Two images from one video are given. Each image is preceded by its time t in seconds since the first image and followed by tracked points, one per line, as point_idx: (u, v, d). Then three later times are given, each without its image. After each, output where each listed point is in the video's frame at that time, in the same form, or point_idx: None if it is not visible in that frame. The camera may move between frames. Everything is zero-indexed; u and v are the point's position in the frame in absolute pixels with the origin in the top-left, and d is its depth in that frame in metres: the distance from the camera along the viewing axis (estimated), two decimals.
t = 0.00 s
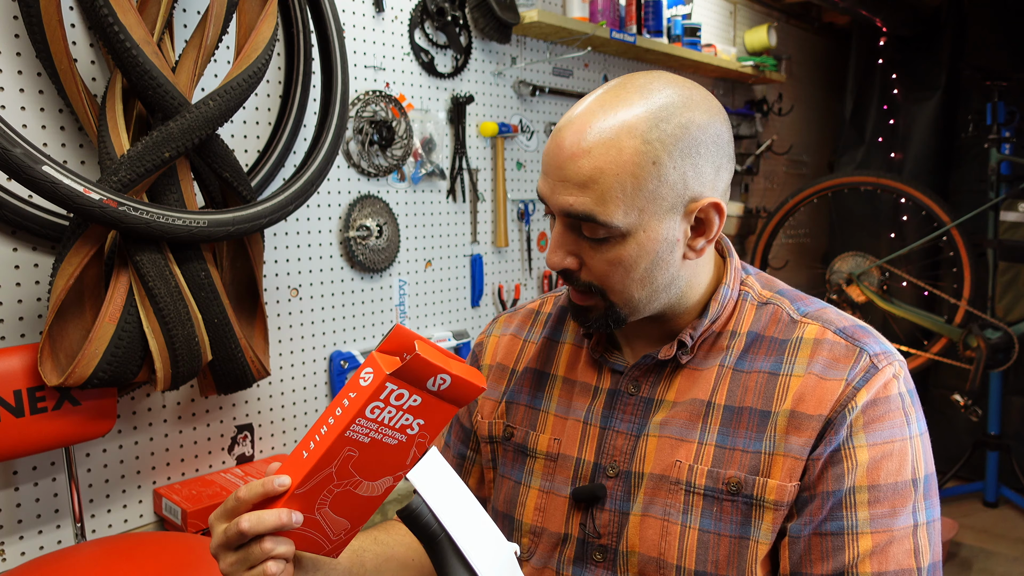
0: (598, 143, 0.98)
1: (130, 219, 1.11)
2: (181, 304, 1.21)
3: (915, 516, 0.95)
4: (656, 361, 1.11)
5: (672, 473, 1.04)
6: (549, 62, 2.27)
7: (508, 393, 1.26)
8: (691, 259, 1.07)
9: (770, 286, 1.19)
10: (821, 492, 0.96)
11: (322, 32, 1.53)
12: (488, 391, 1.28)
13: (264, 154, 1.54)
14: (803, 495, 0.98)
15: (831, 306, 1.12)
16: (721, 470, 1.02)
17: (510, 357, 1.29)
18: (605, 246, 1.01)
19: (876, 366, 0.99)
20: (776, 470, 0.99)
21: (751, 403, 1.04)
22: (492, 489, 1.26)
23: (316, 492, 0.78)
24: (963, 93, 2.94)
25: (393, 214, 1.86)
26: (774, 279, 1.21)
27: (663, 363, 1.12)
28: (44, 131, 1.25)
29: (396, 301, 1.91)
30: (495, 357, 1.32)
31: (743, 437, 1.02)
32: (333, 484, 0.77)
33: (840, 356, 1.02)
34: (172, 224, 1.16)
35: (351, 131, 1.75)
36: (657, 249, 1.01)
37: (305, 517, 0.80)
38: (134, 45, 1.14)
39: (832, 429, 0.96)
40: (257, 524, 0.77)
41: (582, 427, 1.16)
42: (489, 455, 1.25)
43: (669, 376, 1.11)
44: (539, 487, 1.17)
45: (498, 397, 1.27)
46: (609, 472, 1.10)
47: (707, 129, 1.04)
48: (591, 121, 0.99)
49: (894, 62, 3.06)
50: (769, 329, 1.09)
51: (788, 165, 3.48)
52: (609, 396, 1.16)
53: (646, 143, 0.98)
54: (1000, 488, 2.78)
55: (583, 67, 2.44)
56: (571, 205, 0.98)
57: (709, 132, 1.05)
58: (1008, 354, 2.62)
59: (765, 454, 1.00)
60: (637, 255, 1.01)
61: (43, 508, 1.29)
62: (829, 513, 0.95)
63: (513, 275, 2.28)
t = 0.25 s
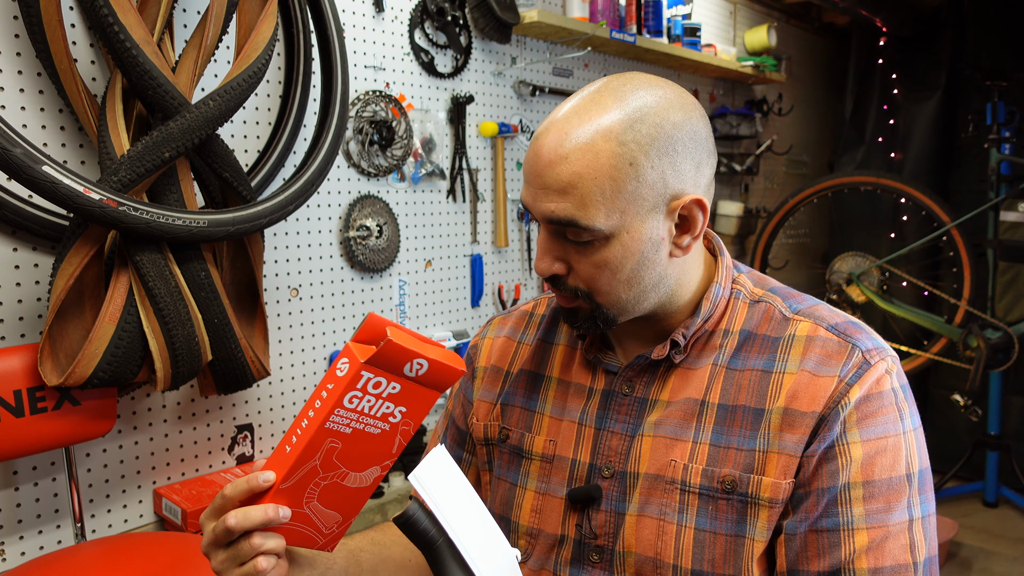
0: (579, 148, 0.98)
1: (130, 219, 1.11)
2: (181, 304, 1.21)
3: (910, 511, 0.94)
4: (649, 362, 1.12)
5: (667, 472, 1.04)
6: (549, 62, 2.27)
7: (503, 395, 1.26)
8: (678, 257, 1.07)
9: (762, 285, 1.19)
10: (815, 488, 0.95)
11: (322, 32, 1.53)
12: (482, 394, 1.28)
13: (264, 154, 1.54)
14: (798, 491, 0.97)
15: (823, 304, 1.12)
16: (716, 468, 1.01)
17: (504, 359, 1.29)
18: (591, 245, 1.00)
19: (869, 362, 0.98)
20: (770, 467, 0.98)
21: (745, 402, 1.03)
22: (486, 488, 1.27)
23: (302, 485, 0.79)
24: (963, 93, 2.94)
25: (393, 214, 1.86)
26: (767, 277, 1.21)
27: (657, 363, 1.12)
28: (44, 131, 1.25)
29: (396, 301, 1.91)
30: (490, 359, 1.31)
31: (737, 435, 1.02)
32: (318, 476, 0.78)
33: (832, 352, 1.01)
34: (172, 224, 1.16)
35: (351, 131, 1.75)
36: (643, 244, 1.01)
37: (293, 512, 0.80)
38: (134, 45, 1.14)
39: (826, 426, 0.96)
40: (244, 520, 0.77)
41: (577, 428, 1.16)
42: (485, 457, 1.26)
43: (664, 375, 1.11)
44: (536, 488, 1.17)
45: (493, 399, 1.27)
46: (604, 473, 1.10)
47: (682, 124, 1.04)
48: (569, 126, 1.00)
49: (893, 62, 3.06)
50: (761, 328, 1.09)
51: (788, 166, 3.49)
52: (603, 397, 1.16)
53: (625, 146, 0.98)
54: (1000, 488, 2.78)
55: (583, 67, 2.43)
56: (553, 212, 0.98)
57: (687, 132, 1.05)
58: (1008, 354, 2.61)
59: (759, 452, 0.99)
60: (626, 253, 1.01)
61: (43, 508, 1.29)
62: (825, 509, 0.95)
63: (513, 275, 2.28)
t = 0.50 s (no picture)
0: (576, 139, 0.98)
1: (130, 219, 1.11)
2: (181, 304, 1.21)
3: (918, 507, 0.95)
4: (651, 359, 1.11)
5: (673, 472, 1.04)
6: (550, 62, 2.27)
7: (506, 392, 1.26)
8: (674, 248, 1.07)
9: (764, 283, 1.19)
10: (824, 486, 0.95)
11: (322, 32, 1.53)
12: (483, 393, 1.28)
13: (264, 154, 1.54)
14: (806, 489, 0.97)
15: (825, 301, 1.12)
16: (722, 467, 1.01)
17: (504, 357, 1.30)
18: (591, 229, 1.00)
19: (873, 358, 0.99)
20: (777, 465, 0.98)
21: (751, 400, 1.03)
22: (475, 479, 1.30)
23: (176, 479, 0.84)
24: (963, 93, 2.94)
25: (393, 214, 1.87)
26: (768, 276, 1.21)
27: (659, 361, 1.12)
28: (44, 131, 1.25)
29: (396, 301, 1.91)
30: (488, 357, 1.32)
31: (744, 433, 1.02)
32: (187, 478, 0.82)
33: (836, 349, 1.01)
34: (172, 224, 1.16)
35: (351, 131, 1.75)
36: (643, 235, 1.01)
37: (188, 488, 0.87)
38: (134, 45, 1.14)
39: (833, 423, 0.96)
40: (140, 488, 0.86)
41: (580, 428, 1.16)
42: (489, 455, 1.25)
43: (666, 373, 1.11)
44: (538, 488, 1.17)
45: (495, 397, 1.27)
46: (608, 473, 1.10)
47: (679, 116, 1.04)
48: (565, 117, 1.00)
49: (893, 62, 3.07)
50: (764, 325, 1.09)
51: (788, 166, 3.49)
52: (605, 396, 1.16)
53: (620, 136, 0.98)
54: (1000, 488, 2.78)
55: (583, 67, 2.43)
56: (549, 198, 0.99)
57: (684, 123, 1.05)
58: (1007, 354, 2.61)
59: (766, 450, 0.99)
60: (625, 244, 1.00)
61: (43, 508, 1.30)
62: (834, 507, 0.95)
63: (514, 275, 2.28)
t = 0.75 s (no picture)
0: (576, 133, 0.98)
1: (130, 219, 1.11)
2: (181, 304, 1.21)
3: (916, 508, 0.94)
4: (645, 358, 1.12)
5: (666, 470, 1.04)
6: (550, 62, 2.27)
7: (504, 386, 1.27)
8: (673, 244, 1.07)
9: (761, 283, 1.18)
10: (821, 489, 0.95)
11: (322, 32, 1.53)
12: (483, 386, 1.29)
13: (264, 154, 1.54)
14: (802, 493, 0.97)
15: (823, 302, 1.11)
16: (714, 466, 1.01)
17: (504, 352, 1.31)
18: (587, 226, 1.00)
19: (868, 360, 0.98)
20: (769, 465, 0.98)
21: (745, 400, 1.03)
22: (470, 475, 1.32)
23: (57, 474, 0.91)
24: (963, 93, 2.93)
25: (393, 214, 1.87)
26: (766, 277, 1.20)
27: (653, 359, 1.12)
28: (44, 131, 1.25)
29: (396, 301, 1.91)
30: (488, 352, 1.33)
31: (736, 434, 1.02)
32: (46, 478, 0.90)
33: (831, 351, 1.01)
34: (172, 224, 1.16)
35: (351, 131, 1.75)
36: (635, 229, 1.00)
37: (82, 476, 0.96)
38: (134, 45, 1.14)
39: (829, 425, 0.95)
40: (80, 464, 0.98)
41: (575, 424, 1.16)
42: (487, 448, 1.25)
43: (660, 371, 1.11)
44: (533, 482, 1.17)
45: (494, 390, 1.27)
46: (600, 468, 1.10)
47: (676, 112, 1.04)
48: (565, 113, 1.00)
49: (893, 62, 3.06)
50: (760, 326, 1.09)
51: (787, 166, 3.49)
52: (600, 393, 1.16)
53: (620, 130, 0.98)
54: (1000, 488, 2.78)
55: (583, 67, 2.43)
56: (549, 190, 0.99)
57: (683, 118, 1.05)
58: (1007, 353, 2.61)
59: (758, 450, 0.99)
60: (622, 238, 1.00)
61: (42, 508, 1.30)
62: (832, 510, 0.94)
63: (513, 275, 2.28)
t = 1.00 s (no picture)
0: (589, 126, 0.98)
1: (130, 219, 1.11)
2: (181, 304, 1.21)
3: (908, 489, 0.96)
4: (639, 353, 1.12)
5: (663, 461, 1.04)
6: (550, 62, 2.27)
7: (500, 390, 1.26)
8: (686, 226, 1.09)
9: (749, 278, 1.19)
10: (816, 472, 0.95)
11: (322, 32, 1.53)
12: (478, 391, 1.29)
13: (264, 154, 1.54)
14: (797, 476, 0.97)
15: (809, 294, 1.13)
16: (710, 455, 1.01)
17: (498, 356, 1.31)
18: (592, 225, 1.00)
19: (856, 345, 1.00)
20: (764, 452, 0.99)
21: (738, 389, 1.04)
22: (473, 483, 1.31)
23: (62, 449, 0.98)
24: (963, 93, 2.93)
25: (393, 214, 1.87)
26: (753, 271, 1.22)
27: (647, 355, 1.12)
28: (44, 131, 1.25)
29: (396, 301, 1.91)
30: (482, 357, 1.33)
31: (731, 422, 1.02)
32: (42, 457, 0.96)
33: (820, 338, 1.02)
34: (172, 224, 1.16)
35: (351, 131, 1.75)
36: (634, 227, 1.00)
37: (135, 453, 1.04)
38: (134, 45, 1.14)
39: (821, 409, 0.96)
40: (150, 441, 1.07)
41: (572, 423, 1.15)
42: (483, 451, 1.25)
43: (654, 367, 1.11)
44: (531, 482, 1.16)
45: (490, 394, 1.27)
46: (598, 465, 1.09)
47: (677, 102, 1.06)
48: (576, 106, 1.00)
49: (893, 62, 3.06)
50: (750, 318, 1.10)
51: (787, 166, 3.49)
52: (595, 391, 1.15)
53: (633, 121, 0.99)
54: (1000, 488, 2.78)
55: (583, 68, 2.43)
56: (580, 179, 0.98)
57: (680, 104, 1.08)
58: (1007, 353, 2.61)
59: (753, 437, 1.00)
60: (624, 238, 1.00)
61: (43, 508, 1.30)
62: (827, 491, 0.95)
63: (513, 275, 2.28)
